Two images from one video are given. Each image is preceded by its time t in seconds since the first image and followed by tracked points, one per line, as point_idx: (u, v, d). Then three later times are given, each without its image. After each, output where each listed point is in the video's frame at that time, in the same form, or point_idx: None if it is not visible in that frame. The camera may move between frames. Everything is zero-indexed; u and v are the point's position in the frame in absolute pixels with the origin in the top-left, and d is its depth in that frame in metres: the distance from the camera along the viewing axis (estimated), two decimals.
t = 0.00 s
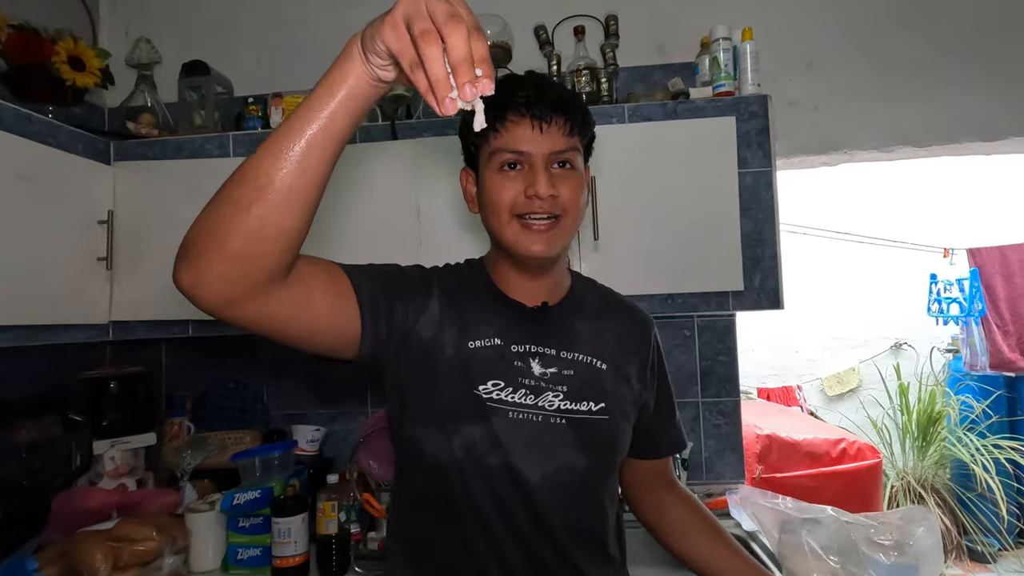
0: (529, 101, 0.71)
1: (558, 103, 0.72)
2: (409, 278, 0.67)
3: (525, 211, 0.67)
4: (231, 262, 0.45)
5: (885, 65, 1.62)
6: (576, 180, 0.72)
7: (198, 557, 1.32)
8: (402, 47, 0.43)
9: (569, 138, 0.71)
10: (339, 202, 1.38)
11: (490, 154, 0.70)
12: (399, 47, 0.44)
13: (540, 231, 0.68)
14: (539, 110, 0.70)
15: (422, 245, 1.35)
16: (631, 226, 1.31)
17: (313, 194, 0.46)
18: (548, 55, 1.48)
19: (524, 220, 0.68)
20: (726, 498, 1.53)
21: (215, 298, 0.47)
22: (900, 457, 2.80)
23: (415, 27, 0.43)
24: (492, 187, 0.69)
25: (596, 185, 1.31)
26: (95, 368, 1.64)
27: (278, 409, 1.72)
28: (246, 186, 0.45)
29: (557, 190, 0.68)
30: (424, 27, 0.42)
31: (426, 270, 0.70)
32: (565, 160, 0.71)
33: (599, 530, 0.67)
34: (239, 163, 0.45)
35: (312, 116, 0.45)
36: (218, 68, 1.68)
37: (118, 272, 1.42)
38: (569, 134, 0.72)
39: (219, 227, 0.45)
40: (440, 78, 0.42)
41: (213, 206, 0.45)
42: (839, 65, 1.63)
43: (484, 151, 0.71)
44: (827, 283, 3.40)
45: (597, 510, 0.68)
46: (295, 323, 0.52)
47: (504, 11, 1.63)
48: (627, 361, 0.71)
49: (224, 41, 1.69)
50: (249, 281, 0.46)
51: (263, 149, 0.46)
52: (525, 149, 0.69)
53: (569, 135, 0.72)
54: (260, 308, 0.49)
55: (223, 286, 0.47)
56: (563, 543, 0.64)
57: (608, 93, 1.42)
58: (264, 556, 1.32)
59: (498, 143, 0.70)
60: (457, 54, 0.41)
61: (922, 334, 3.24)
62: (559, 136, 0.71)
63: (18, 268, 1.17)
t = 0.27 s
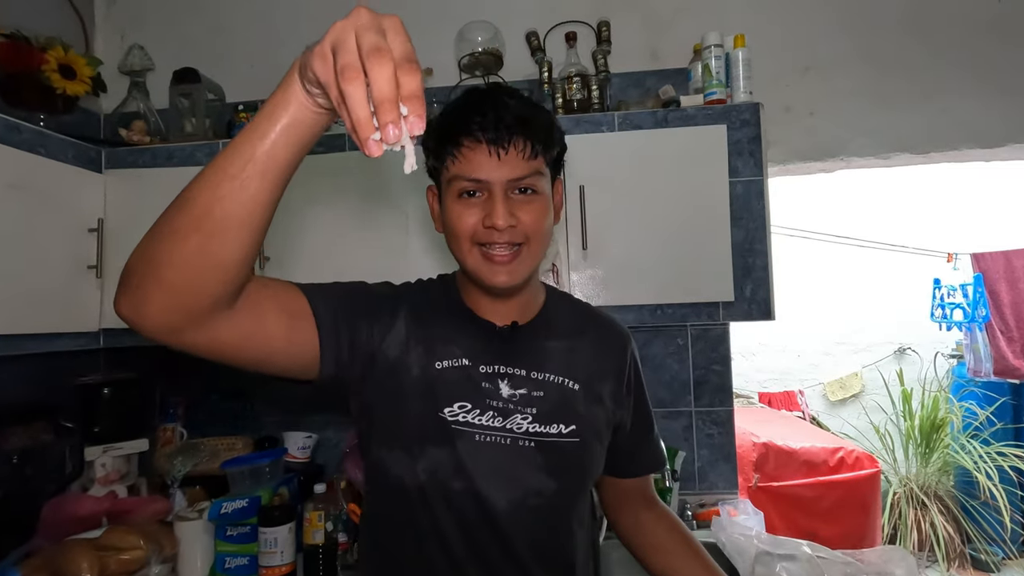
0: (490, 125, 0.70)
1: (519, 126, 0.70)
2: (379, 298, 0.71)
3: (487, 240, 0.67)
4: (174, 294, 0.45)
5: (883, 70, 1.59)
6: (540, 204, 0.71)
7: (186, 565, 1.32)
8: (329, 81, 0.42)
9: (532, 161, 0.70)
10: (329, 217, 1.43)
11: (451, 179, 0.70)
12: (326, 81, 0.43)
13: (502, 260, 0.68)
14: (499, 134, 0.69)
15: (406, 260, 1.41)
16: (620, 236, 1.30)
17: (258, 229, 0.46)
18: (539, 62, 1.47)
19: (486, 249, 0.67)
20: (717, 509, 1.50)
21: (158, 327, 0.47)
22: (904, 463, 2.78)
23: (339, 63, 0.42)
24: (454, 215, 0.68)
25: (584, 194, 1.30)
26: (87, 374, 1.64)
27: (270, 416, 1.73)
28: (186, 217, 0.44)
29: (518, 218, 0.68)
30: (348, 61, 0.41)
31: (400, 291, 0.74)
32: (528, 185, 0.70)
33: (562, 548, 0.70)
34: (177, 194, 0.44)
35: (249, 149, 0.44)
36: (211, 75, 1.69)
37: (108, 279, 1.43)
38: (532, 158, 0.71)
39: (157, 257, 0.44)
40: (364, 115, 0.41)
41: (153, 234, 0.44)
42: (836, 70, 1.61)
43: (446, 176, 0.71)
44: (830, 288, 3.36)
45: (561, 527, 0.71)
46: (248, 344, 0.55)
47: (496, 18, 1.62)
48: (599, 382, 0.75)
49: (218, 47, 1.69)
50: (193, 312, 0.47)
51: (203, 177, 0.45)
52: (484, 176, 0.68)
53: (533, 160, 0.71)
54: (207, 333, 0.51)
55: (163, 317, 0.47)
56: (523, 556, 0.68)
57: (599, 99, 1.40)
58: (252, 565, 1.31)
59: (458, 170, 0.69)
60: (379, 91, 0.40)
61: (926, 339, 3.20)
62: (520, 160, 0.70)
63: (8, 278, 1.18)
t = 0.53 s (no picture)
0: (471, 140, 0.68)
1: (502, 139, 0.68)
2: (367, 304, 0.71)
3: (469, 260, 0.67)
4: (147, 312, 0.47)
5: (903, 66, 1.54)
6: (525, 220, 0.70)
7: (190, 560, 1.33)
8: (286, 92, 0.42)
9: (516, 176, 0.68)
10: (332, 214, 1.43)
11: (433, 198, 0.69)
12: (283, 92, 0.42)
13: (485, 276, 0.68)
14: (481, 149, 0.67)
15: (408, 259, 1.40)
16: (627, 237, 1.28)
17: (226, 244, 0.47)
18: (548, 57, 1.45)
19: (471, 266, 0.68)
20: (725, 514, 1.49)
21: (134, 341, 0.49)
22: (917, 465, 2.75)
23: (292, 72, 0.41)
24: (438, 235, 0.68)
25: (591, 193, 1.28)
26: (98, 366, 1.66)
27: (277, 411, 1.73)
28: (153, 238, 0.45)
29: (502, 236, 0.67)
30: (302, 70, 0.41)
31: (392, 296, 0.74)
32: (512, 201, 0.68)
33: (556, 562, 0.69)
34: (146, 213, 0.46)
35: (214, 166, 0.45)
36: (220, 68, 1.68)
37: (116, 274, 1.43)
38: (516, 172, 0.69)
39: (126, 274, 0.46)
40: (318, 128, 0.40)
41: (122, 254, 0.46)
42: (854, 66, 1.56)
43: (428, 193, 0.70)
44: (846, 286, 3.30)
45: (554, 540, 0.70)
46: (229, 355, 0.55)
47: (506, 11, 1.59)
48: (596, 393, 0.73)
49: (226, 42, 1.68)
50: (167, 327, 0.48)
51: (170, 196, 0.46)
52: (465, 195, 0.67)
53: (517, 173, 0.69)
54: (186, 348, 0.52)
55: (139, 333, 0.48)
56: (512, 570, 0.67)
57: (608, 96, 1.37)
58: (254, 561, 1.31)
59: (440, 188, 0.68)
60: (332, 102, 0.40)
61: (944, 341, 3.13)
62: (503, 176, 0.68)
63: (15, 275, 1.19)
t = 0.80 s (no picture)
0: (491, 154, 0.59)
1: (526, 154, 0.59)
2: (390, 303, 0.68)
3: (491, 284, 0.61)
4: (160, 320, 0.45)
5: (949, 55, 1.47)
6: (552, 242, 0.61)
7: (210, 549, 1.34)
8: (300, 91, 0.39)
9: (541, 198, 0.59)
10: (353, 206, 1.42)
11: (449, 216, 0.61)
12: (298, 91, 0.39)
13: (510, 297, 0.62)
14: (500, 168, 0.58)
15: (428, 252, 1.39)
16: (656, 232, 1.23)
17: (241, 249, 0.45)
18: (575, 45, 1.40)
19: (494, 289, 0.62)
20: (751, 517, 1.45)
21: (146, 348, 0.47)
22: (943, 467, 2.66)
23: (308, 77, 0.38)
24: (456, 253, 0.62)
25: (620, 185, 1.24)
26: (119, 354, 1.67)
27: (296, 401, 1.73)
28: (165, 244, 0.43)
29: (526, 261, 0.60)
30: (317, 68, 0.38)
31: (416, 295, 0.71)
32: (537, 224, 0.60)
33: None
34: (158, 218, 0.44)
35: (229, 170, 0.44)
36: (241, 55, 1.66)
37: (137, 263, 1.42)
38: (541, 191, 0.60)
39: (136, 281, 0.44)
40: (337, 137, 0.37)
41: (134, 261, 0.44)
42: (896, 55, 1.49)
43: (444, 208, 0.62)
44: (873, 284, 3.21)
45: (584, 553, 0.67)
46: (246, 362, 0.53)
47: None
48: (628, 399, 0.70)
49: (248, 28, 1.65)
50: (181, 335, 0.47)
51: (183, 200, 0.44)
52: (484, 222, 0.58)
53: (542, 192, 0.60)
54: (201, 355, 0.50)
55: (152, 341, 0.47)
56: None
57: (638, 85, 1.32)
58: (273, 553, 1.32)
59: (455, 210, 0.59)
60: (350, 108, 0.36)
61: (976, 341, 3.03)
62: (526, 198, 0.59)
63: (37, 263, 1.18)
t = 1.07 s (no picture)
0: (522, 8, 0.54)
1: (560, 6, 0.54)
2: (410, 184, 0.63)
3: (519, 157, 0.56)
4: (162, 166, 0.42)
5: None
6: (587, 110, 0.57)
7: (230, 459, 1.38)
8: None
9: (575, 57, 0.55)
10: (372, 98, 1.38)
11: (474, 84, 0.56)
12: None
13: (539, 176, 0.58)
14: (533, 23, 0.53)
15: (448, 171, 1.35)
16: (688, 148, 1.17)
17: (247, 86, 0.41)
18: None
19: (521, 164, 0.58)
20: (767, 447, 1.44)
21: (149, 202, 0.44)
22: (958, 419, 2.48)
23: None
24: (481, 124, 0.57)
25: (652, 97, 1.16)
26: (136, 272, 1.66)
27: (312, 324, 1.72)
28: (163, 76, 0.39)
29: (557, 131, 0.56)
30: None
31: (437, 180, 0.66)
32: (571, 89, 0.55)
33: (609, 473, 0.64)
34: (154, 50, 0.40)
35: None
36: None
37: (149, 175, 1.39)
38: (577, 51, 0.55)
39: (134, 119, 0.40)
40: None
41: (129, 96, 0.40)
42: None
43: (469, 78, 0.57)
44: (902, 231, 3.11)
45: (607, 448, 0.64)
46: (258, 231, 0.50)
47: None
48: (659, 295, 0.66)
49: None
50: (187, 186, 0.43)
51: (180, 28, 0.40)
52: (514, 84, 0.54)
53: (578, 52, 0.55)
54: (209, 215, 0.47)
55: (155, 192, 0.43)
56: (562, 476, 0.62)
57: None
58: (290, 465, 1.34)
59: (483, 72, 0.55)
60: None
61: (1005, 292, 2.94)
62: (560, 58, 0.54)
63: (47, 166, 1.15)
